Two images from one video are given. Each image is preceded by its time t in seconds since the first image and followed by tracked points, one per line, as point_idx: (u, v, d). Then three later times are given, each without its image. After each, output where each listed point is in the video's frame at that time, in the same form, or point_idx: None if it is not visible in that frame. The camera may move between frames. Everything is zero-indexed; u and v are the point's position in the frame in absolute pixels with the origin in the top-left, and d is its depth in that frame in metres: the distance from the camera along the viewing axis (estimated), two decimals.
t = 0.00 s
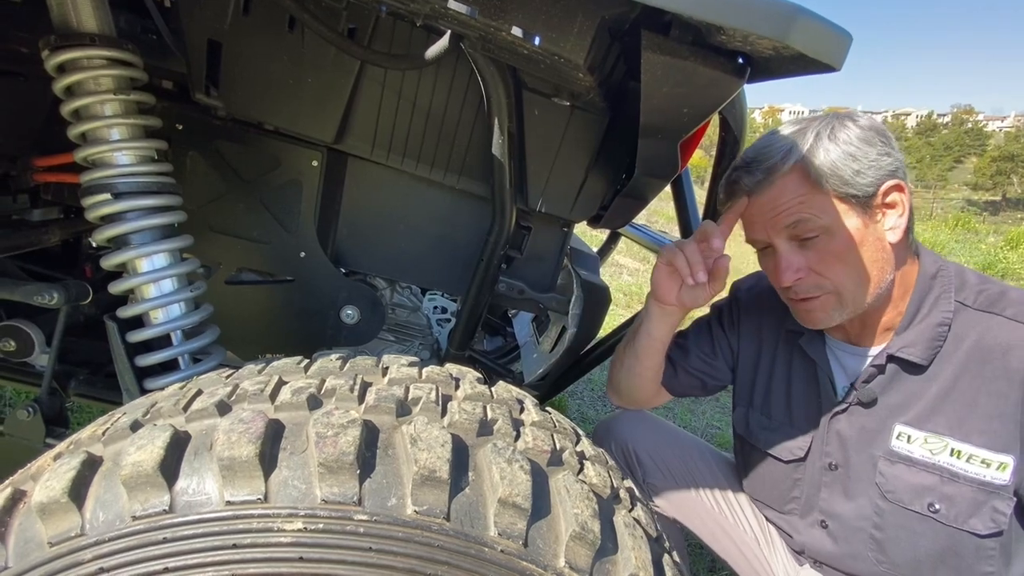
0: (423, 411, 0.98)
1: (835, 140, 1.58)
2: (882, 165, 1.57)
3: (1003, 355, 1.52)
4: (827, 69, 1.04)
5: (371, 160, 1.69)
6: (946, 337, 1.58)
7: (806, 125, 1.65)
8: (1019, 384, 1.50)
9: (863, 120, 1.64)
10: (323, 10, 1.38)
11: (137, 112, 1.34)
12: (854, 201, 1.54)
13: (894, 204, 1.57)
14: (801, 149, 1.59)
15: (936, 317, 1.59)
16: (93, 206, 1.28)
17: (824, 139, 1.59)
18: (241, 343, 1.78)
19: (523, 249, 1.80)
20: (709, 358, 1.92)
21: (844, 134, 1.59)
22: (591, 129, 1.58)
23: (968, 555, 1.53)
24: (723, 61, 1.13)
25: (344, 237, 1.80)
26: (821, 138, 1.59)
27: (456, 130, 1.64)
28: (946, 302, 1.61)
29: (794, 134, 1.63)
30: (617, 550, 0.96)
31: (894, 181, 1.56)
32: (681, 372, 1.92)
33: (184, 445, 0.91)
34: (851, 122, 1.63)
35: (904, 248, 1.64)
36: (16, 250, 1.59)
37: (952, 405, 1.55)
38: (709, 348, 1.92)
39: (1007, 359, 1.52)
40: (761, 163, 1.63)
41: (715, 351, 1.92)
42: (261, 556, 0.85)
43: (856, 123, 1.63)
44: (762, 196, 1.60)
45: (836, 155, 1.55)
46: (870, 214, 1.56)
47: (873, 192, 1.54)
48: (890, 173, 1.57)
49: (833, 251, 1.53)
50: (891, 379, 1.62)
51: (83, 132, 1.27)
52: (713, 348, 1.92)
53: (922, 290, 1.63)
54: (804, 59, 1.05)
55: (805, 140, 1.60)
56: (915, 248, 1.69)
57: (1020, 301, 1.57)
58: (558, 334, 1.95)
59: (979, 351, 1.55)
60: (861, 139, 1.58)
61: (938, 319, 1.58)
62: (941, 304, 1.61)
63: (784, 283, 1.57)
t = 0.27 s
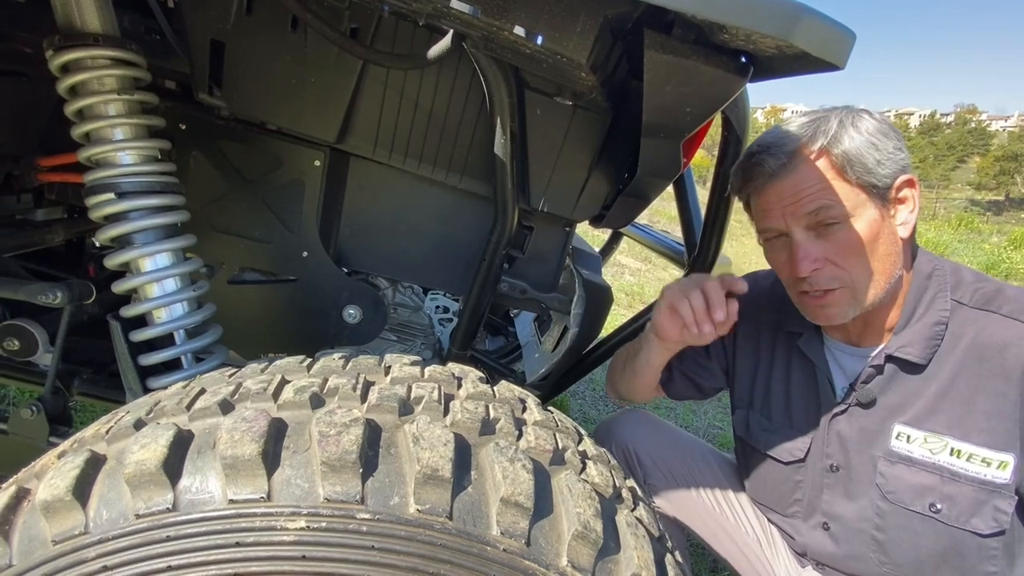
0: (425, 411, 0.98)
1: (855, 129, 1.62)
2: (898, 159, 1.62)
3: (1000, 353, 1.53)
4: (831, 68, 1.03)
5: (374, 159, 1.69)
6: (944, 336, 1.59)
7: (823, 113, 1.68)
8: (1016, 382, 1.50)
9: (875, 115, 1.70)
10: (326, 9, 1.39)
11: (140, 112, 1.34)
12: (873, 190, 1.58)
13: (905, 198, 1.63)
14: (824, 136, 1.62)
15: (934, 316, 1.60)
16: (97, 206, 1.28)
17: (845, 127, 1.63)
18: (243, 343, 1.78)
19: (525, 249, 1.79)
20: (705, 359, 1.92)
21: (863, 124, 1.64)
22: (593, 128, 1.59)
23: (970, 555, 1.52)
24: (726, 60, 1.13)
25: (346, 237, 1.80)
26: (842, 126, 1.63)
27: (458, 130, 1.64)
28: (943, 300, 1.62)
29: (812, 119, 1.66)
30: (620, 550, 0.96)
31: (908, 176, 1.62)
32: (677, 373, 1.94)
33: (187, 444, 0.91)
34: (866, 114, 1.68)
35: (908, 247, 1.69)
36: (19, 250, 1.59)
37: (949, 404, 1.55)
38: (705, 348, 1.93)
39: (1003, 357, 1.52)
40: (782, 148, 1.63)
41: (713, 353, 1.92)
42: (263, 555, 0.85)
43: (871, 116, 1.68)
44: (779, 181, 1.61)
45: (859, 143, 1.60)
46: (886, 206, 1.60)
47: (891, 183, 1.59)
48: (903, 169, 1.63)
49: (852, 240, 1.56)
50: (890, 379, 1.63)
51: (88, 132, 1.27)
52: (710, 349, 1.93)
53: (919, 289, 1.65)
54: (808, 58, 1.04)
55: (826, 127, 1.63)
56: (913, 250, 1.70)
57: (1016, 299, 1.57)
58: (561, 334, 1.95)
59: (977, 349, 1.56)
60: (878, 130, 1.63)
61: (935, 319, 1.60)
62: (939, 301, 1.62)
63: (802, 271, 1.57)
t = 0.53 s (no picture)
0: (425, 410, 0.98)
1: (851, 127, 1.65)
2: (891, 159, 1.65)
3: (991, 350, 1.54)
4: (832, 68, 1.04)
5: (375, 160, 1.69)
6: (936, 335, 1.60)
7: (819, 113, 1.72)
8: (1008, 378, 1.51)
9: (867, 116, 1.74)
10: (327, 10, 1.39)
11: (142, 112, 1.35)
12: (866, 187, 1.61)
13: (897, 199, 1.66)
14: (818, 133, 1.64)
15: (925, 315, 1.61)
16: (98, 206, 1.28)
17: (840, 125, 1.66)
18: (244, 343, 1.78)
19: (525, 249, 1.80)
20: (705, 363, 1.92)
21: (858, 123, 1.67)
22: (593, 128, 1.59)
23: (968, 553, 1.52)
24: (726, 60, 1.14)
25: (347, 237, 1.80)
26: (838, 124, 1.65)
27: (459, 129, 1.64)
28: (934, 299, 1.63)
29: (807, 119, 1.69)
30: (620, 549, 0.96)
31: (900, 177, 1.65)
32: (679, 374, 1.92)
33: (189, 443, 0.91)
34: (860, 115, 1.72)
35: (898, 248, 1.71)
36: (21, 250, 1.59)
37: (941, 402, 1.56)
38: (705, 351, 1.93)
39: (995, 354, 1.53)
40: (778, 143, 1.65)
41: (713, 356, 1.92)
42: (265, 554, 0.85)
43: (865, 117, 1.72)
44: (774, 176, 1.63)
45: (853, 142, 1.63)
46: (879, 206, 1.62)
47: (884, 182, 1.62)
48: (895, 169, 1.66)
49: (844, 236, 1.58)
50: (884, 379, 1.63)
51: (89, 132, 1.28)
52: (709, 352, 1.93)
53: (909, 289, 1.66)
54: (808, 58, 1.05)
55: (821, 125, 1.66)
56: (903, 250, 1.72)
57: (1007, 297, 1.59)
58: (561, 333, 1.94)
59: (968, 347, 1.56)
60: (872, 130, 1.67)
61: (927, 317, 1.60)
62: (930, 300, 1.63)
63: (795, 265, 1.59)
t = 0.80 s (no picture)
0: (426, 410, 0.98)
1: (836, 129, 1.65)
2: (877, 161, 1.65)
3: (976, 350, 1.53)
4: (833, 67, 1.04)
5: (375, 159, 1.69)
6: (922, 334, 1.59)
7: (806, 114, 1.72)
8: (992, 376, 1.50)
9: (853, 117, 1.74)
10: (327, 9, 1.39)
11: (142, 111, 1.34)
12: (852, 189, 1.61)
13: (882, 199, 1.66)
14: (803, 134, 1.65)
15: (912, 315, 1.60)
16: (98, 205, 1.28)
17: (826, 126, 1.66)
18: (244, 343, 1.78)
19: (526, 249, 1.80)
20: (700, 364, 1.92)
21: (844, 125, 1.68)
22: (594, 128, 1.59)
23: (961, 552, 1.52)
24: (727, 59, 1.14)
25: (347, 237, 1.80)
26: (824, 125, 1.66)
27: (459, 129, 1.64)
28: (920, 298, 1.63)
29: (795, 121, 1.69)
30: (622, 549, 0.96)
31: (885, 178, 1.65)
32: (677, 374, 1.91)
33: (189, 443, 0.91)
34: (848, 117, 1.72)
35: (885, 248, 1.71)
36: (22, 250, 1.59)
37: (930, 400, 1.55)
38: (699, 353, 1.92)
39: (979, 353, 1.52)
40: (765, 143, 1.65)
41: (707, 358, 1.92)
42: (266, 554, 0.85)
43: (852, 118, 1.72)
44: (762, 176, 1.64)
45: (838, 143, 1.63)
46: (865, 207, 1.63)
47: (869, 183, 1.62)
48: (881, 170, 1.66)
49: (830, 237, 1.59)
50: (872, 378, 1.63)
51: (89, 132, 1.27)
52: (703, 355, 1.92)
53: (895, 289, 1.66)
54: (810, 57, 1.04)
55: (807, 127, 1.66)
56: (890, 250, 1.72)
57: (991, 297, 1.58)
58: (562, 334, 1.94)
59: (954, 348, 1.56)
60: (858, 132, 1.67)
61: (914, 317, 1.60)
62: (916, 300, 1.62)
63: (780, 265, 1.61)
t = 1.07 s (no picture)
0: (427, 410, 0.97)
1: (830, 132, 1.63)
2: (871, 164, 1.62)
3: (972, 350, 1.52)
4: (840, 63, 1.03)
5: (375, 158, 1.68)
6: (920, 334, 1.58)
7: (802, 117, 1.70)
8: (989, 377, 1.49)
9: (852, 120, 1.72)
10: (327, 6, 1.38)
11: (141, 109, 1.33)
12: (843, 193, 1.58)
13: (876, 203, 1.63)
14: (796, 137, 1.63)
15: (908, 315, 1.59)
16: (96, 203, 1.27)
17: (820, 130, 1.64)
18: (244, 342, 1.77)
19: (526, 248, 1.79)
20: (697, 365, 1.91)
21: (839, 128, 1.66)
22: (595, 126, 1.58)
23: (960, 553, 1.50)
24: (730, 56, 1.13)
25: (346, 236, 1.79)
26: (817, 129, 1.64)
27: (460, 128, 1.63)
28: (916, 299, 1.62)
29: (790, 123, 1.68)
30: (625, 550, 0.95)
31: (879, 181, 1.62)
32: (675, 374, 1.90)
33: (186, 443, 0.90)
34: (845, 119, 1.69)
35: (881, 251, 1.68)
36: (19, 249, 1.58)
37: (928, 401, 1.54)
38: (697, 353, 1.91)
39: (975, 354, 1.52)
40: (757, 147, 1.64)
41: (705, 359, 1.91)
42: (264, 556, 0.84)
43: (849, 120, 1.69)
44: (754, 179, 1.63)
45: (830, 146, 1.61)
46: (856, 210, 1.60)
47: (861, 187, 1.59)
48: (876, 173, 1.63)
49: (819, 240, 1.57)
50: (869, 378, 1.62)
51: (87, 129, 1.26)
52: (700, 355, 1.91)
53: (892, 289, 1.65)
54: (815, 53, 1.03)
55: (800, 130, 1.65)
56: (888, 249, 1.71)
57: (987, 298, 1.57)
58: (562, 333, 1.93)
59: (951, 348, 1.55)
60: (853, 135, 1.64)
61: (910, 317, 1.59)
62: (913, 301, 1.61)
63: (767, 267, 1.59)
